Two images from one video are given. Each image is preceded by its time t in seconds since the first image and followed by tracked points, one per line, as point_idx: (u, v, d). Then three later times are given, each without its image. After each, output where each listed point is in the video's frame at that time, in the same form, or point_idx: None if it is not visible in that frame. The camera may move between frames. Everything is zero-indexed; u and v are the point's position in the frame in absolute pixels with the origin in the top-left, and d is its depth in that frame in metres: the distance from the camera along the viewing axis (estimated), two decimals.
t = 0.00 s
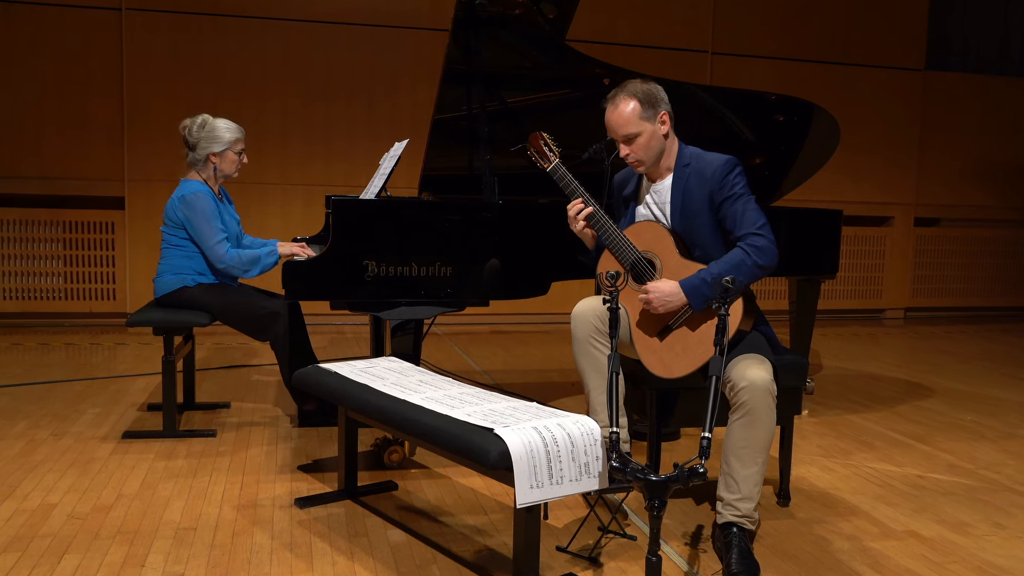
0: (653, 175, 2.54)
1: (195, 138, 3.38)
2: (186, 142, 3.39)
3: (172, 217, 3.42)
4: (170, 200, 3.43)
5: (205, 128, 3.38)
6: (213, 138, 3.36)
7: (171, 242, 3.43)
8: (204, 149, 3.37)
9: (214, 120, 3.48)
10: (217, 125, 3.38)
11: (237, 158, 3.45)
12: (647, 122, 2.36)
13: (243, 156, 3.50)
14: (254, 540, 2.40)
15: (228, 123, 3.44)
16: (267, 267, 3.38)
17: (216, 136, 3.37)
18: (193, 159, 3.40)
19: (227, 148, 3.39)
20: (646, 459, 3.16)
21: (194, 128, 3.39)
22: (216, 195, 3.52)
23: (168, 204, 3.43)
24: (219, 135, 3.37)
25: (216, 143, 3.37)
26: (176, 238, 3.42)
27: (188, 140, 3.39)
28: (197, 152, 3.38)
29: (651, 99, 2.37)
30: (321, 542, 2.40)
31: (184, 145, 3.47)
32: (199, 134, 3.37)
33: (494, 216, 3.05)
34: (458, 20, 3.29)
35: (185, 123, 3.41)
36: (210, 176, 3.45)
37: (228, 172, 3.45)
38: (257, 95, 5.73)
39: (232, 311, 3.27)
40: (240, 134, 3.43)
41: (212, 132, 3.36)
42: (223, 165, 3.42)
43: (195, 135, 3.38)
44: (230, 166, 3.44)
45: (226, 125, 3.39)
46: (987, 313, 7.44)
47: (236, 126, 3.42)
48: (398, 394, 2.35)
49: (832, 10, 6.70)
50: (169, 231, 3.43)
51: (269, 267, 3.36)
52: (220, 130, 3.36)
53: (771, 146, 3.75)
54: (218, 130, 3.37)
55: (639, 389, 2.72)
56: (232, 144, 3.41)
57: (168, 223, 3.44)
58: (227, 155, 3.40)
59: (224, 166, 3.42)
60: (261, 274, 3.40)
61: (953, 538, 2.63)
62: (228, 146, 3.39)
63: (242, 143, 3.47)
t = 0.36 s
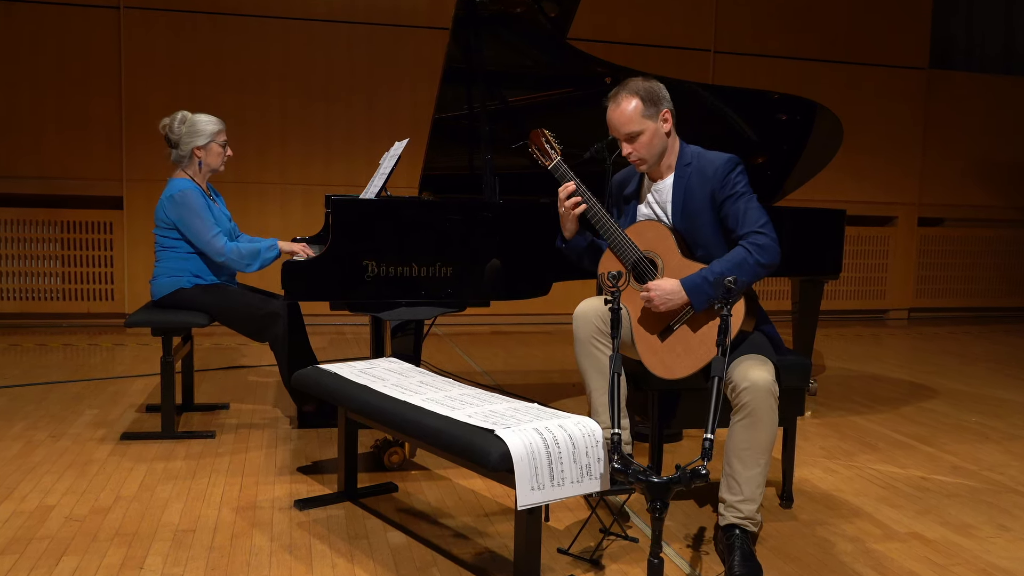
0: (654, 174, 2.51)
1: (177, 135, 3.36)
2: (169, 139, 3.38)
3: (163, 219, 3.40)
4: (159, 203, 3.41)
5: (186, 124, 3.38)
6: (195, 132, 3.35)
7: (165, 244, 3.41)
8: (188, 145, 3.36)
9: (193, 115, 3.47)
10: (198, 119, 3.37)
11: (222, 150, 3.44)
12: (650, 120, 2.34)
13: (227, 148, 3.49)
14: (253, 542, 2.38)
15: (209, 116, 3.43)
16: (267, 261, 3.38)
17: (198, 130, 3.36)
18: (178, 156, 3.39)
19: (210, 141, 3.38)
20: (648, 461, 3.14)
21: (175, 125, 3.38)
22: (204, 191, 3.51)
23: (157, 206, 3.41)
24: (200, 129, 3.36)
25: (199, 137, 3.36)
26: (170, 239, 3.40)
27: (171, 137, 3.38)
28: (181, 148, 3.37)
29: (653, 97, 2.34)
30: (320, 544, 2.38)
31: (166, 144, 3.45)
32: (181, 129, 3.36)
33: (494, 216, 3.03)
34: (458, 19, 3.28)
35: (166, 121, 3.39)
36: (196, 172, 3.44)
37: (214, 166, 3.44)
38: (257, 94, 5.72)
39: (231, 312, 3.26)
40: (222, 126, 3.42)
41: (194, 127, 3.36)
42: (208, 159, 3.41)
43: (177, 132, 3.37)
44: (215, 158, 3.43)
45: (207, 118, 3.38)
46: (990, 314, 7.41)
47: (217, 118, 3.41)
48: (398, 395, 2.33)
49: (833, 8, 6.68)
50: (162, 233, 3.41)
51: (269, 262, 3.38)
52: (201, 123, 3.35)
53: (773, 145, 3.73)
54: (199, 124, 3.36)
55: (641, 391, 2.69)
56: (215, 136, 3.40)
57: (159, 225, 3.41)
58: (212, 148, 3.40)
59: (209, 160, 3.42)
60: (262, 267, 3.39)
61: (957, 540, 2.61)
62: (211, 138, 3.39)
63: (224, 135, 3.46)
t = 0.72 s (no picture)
0: (657, 173, 2.49)
1: (170, 132, 3.34)
2: (161, 136, 3.35)
3: (157, 218, 3.38)
4: (152, 202, 3.39)
5: (180, 122, 3.36)
6: (189, 130, 3.34)
7: (160, 242, 3.39)
8: (181, 142, 3.35)
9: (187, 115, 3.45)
10: (192, 118, 3.37)
11: (214, 151, 3.43)
12: (654, 116, 2.32)
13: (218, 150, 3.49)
14: (252, 545, 2.36)
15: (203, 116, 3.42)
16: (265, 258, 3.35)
17: (191, 128, 3.35)
18: (169, 153, 3.37)
19: (204, 140, 3.37)
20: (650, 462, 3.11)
21: (169, 123, 3.35)
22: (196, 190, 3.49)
23: (151, 204, 3.39)
24: (194, 128, 3.35)
25: (193, 135, 3.35)
26: (165, 237, 3.38)
27: (163, 134, 3.36)
28: (173, 146, 3.35)
29: (659, 93, 2.32)
30: (320, 546, 2.36)
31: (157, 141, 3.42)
32: (175, 127, 3.35)
33: (495, 216, 3.01)
34: (458, 17, 3.26)
35: (159, 119, 3.37)
36: (187, 170, 3.41)
37: (205, 166, 3.42)
38: (257, 94, 5.70)
39: (230, 313, 3.24)
40: (216, 127, 3.42)
41: (187, 125, 3.34)
42: (200, 158, 3.40)
43: (170, 130, 3.35)
44: (207, 159, 3.42)
45: (200, 118, 3.37)
46: (994, 314, 7.38)
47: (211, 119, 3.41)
48: (398, 395, 2.31)
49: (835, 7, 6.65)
50: (157, 232, 3.38)
51: (268, 259, 3.33)
52: (195, 122, 3.35)
53: (776, 144, 3.71)
54: (192, 123, 3.35)
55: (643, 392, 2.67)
56: (208, 136, 3.39)
57: (154, 223, 3.39)
58: (204, 147, 3.38)
59: (201, 159, 3.40)
60: (260, 264, 3.36)
61: (961, 542, 2.58)
62: (205, 138, 3.38)
63: (218, 137, 3.45)
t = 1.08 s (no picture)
0: (660, 174, 2.47)
1: (167, 134, 3.34)
2: (160, 137, 3.36)
3: (156, 215, 3.36)
4: (151, 198, 3.38)
5: (178, 124, 3.35)
6: (186, 132, 3.33)
7: (158, 239, 3.37)
8: (177, 144, 3.33)
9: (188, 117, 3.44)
10: (191, 119, 3.35)
11: (211, 153, 3.40)
12: (659, 119, 2.30)
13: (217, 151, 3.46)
14: (252, 547, 2.34)
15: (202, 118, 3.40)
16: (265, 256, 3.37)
17: (188, 130, 3.33)
18: (167, 154, 3.36)
19: (200, 142, 3.35)
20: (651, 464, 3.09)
21: (167, 125, 3.35)
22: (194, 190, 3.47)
23: (149, 201, 3.38)
24: (191, 129, 3.33)
25: (189, 137, 3.33)
26: (164, 234, 3.36)
27: (162, 136, 3.35)
28: (170, 146, 3.34)
29: (663, 95, 2.30)
30: (320, 548, 2.34)
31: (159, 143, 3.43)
32: (172, 129, 3.34)
33: (496, 215, 2.99)
34: (458, 16, 3.24)
35: (159, 120, 3.37)
36: (183, 171, 3.40)
37: (201, 167, 3.40)
38: (257, 93, 5.69)
39: (229, 314, 3.22)
40: (214, 129, 3.39)
41: (184, 126, 3.33)
42: (195, 159, 3.37)
43: (168, 131, 3.34)
44: (203, 160, 3.39)
45: (199, 119, 3.36)
46: (997, 315, 7.35)
47: (210, 120, 3.39)
48: (399, 396, 2.29)
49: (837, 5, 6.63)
50: (154, 230, 3.36)
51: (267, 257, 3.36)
52: (192, 124, 3.33)
53: (779, 144, 3.69)
54: (190, 124, 3.34)
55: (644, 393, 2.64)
56: (205, 138, 3.36)
57: (152, 221, 3.37)
58: (200, 149, 3.36)
59: (197, 160, 3.37)
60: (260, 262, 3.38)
61: (966, 545, 2.56)
62: (201, 139, 3.35)
63: (216, 138, 3.42)
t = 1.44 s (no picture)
0: (664, 172, 2.45)
1: (170, 132, 3.34)
2: (164, 137, 3.37)
3: (157, 213, 3.34)
4: (153, 196, 3.36)
5: (182, 123, 3.35)
6: (189, 130, 3.32)
7: (158, 238, 3.35)
8: (180, 142, 3.33)
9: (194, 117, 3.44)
10: (194, 118, 3.34)
11: (214, 151, 3.38)
12: (663, 117, 2.28)
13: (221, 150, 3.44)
14: (251, 549, 2.32)
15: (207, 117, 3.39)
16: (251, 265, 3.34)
17: (191, 128, 3.32)
18: (170, 153, 3.36)
19: (202, 140, 3.34)
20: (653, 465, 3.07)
21: (170, 124, 3.36)
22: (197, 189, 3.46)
23: (152, 199, 3.36)
24: (195, 127, 3.32)
25: (191, 135, 3.32)
26: (164, 233, 3.35)
27: (165, 136, 3.36)
28: (174, 146, 3.34)
29: (667, 94, 2.28)
30: (320, 550, 2.32)
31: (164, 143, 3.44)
32: (175, 128, 3.34)
33: (497, 215, 2.97)
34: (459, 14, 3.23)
35: (163, 120, 3.39)
36: (187, 170, 3.38)
37: (205, 166, 3.38)
38: (257, 92, 5.67)
39: (228, 313, 3.20)
40: (217, 127, 3.37)
41: (188, 125, 3.32)
42: (199, 158, 3.36)
43: (171, 130, 3.35)
44: (206, 159, 3.37)
45: (203, 118, 3.34)
46: (1001, 315, 7.33)
47: (214, 119, 3.37)
48: (399, 397, 2.27)
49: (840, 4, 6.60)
50: (155, 228, 3.35)
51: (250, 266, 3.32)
52: (196, 122, 3.32)
53: (781, 144, 3.68)
54: (194, 123, 3.32)
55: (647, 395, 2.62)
56: (208, 136, 3.35)
57: (153, 219, 3.36)
58: (203, 148, 3.34)
59: (200, 159, 3.36)
60: (246, 270, 3.35)
61: (969, 547, 2.54)
62: (203, 137, 3.34)
63: (220, 137, 3.40)
